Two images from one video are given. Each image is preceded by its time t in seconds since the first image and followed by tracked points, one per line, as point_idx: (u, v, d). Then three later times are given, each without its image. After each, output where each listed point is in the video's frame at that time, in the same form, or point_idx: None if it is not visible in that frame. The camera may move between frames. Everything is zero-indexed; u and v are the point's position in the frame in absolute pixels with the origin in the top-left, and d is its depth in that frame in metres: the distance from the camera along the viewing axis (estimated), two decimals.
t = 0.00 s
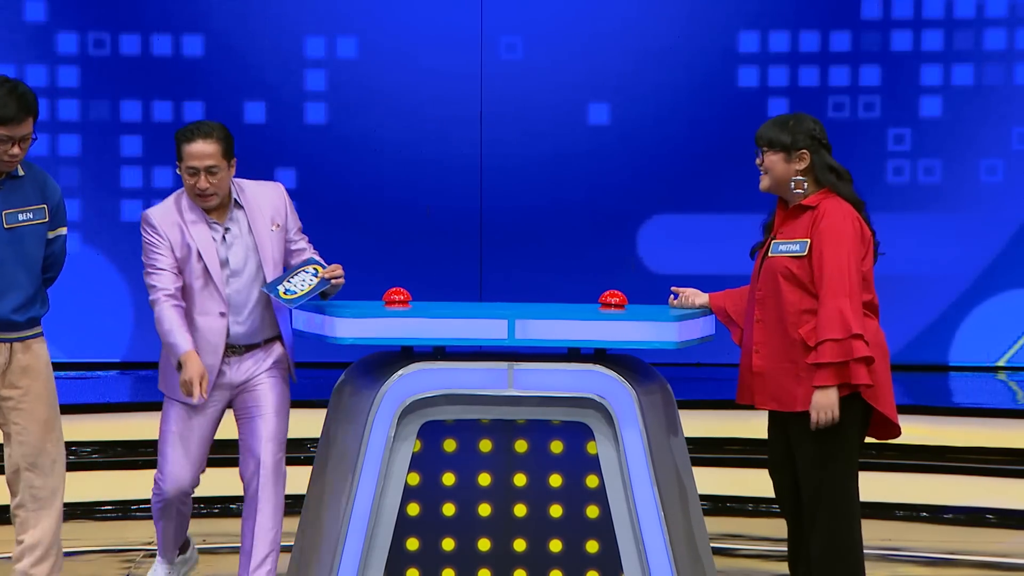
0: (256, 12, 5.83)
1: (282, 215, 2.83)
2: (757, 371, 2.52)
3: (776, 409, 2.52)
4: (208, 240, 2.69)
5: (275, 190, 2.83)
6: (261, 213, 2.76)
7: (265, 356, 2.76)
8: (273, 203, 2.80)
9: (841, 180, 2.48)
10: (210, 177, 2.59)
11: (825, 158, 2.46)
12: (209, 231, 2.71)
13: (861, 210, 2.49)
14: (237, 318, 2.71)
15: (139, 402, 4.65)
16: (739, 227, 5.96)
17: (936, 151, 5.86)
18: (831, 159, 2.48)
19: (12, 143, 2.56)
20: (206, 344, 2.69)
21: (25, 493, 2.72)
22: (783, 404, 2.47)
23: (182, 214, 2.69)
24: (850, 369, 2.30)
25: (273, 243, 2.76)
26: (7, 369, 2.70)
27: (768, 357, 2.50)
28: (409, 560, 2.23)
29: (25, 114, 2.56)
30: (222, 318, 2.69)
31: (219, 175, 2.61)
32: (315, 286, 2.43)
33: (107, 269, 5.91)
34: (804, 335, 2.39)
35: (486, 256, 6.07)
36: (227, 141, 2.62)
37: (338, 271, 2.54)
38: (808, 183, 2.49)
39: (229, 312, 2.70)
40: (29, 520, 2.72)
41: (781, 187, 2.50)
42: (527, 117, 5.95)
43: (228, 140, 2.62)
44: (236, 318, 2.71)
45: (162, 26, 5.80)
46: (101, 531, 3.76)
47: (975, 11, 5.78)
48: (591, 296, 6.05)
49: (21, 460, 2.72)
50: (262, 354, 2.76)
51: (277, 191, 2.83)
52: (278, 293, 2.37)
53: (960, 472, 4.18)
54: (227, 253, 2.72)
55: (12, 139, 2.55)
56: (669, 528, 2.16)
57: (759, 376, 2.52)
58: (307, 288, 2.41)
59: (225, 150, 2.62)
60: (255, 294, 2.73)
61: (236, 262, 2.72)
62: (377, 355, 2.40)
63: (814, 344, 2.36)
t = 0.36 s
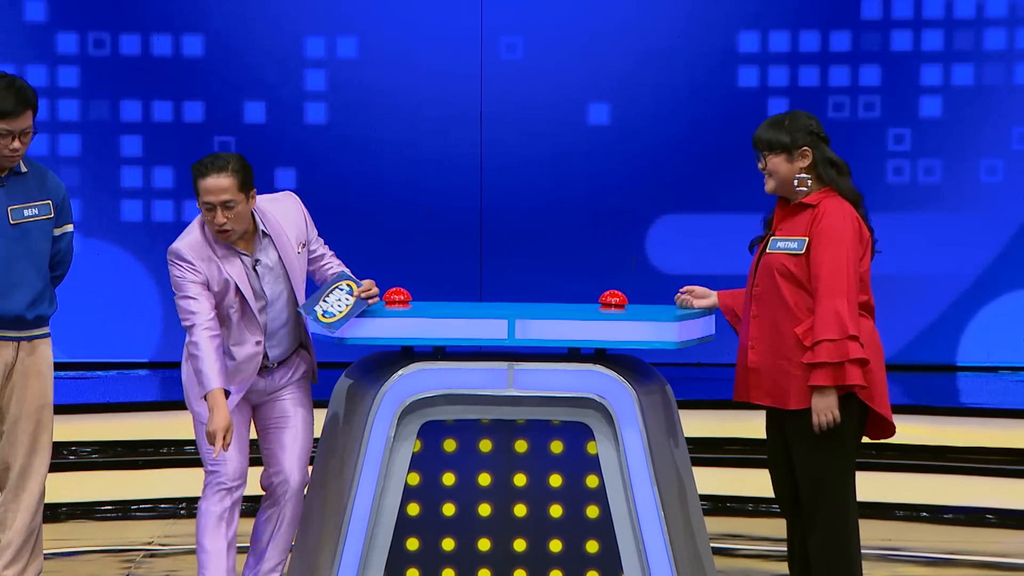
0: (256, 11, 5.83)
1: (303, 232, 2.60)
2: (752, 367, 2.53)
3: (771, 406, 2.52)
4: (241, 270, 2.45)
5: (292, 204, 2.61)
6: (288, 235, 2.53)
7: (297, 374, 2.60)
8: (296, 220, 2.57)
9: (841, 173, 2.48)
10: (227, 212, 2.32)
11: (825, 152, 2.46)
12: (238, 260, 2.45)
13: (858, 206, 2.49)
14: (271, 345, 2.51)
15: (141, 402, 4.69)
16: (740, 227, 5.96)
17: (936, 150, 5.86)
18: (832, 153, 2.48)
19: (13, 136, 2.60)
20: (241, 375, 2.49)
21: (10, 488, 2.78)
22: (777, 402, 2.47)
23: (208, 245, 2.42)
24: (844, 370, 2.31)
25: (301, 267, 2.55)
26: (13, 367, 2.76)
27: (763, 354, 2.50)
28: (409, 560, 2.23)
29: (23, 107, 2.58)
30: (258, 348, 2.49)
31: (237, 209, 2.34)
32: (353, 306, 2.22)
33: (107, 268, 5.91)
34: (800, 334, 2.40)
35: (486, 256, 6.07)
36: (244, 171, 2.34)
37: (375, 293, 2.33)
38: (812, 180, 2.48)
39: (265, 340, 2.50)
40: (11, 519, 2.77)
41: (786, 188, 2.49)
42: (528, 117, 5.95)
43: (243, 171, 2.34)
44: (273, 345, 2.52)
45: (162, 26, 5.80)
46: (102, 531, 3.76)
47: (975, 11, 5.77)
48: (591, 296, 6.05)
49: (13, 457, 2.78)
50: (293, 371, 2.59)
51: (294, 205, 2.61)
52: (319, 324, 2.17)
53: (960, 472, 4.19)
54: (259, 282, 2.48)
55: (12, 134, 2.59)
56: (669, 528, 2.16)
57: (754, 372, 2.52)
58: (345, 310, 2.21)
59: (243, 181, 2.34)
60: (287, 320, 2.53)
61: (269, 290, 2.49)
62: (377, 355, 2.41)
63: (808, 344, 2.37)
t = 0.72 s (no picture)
0: (256, 12, 5.83)
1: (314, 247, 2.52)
2: (755, 368, 2.53)
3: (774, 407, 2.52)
4: (258, 297, 2.36)
5: (302, 221, 2.54)
6: (303, 253, 2.44)
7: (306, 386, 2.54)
8: (307, 238, 2.50)
9: (835, 168, 2.48)
10: (239, 245, 2.20)
11: (818, 151, 2.45)
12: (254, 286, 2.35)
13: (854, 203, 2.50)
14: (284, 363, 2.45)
15: (143, 402, 4.69)
16: (740, 227, 5.96)
17: (936, 150, 5.86)
18: (822, 151, 2.48)
19: (24, 129, 2.56)
20: (251, 394, 2.44)
21: (15, 488, 2.74)
22: (779, 402, 2.48)
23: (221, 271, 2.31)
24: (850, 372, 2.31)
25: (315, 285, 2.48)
26: (19, 367, 2.73)
27: (766, 354, 2.51)
28: (409, 560, 2.24)
29: (33, 99, 2.55)
30: (272, 370, 2.43)
31: (250, 240, 2.22)
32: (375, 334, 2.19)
33: (107, 269, 5.92)
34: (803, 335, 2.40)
35: (486, 256, 6.07)
36: (255, 201, 2.23)
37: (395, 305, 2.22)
38: (811, 182, 2.47)
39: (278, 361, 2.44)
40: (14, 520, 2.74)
41: (791, 198, 2.46)
42: (527, 117, 5.95)
43: (255, 201, 2.22)
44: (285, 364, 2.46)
45: (162, 26, 5.80)
46: (102, 531, 3.77)
47: (975, 11, 5.77)
48: (591, 296, 6.06)
49: (18, 456, 2.74)
50: (305, 383, 2.54)
51: (304, 223, 2.53)
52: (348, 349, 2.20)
53: (960, 472, 4.19)
54: (274, 303, 2.40)
55: (23, 125, 2.55)
56: (669, 528, 2.16)
57: (757, 373, 2.53)
58: (372, 335, 2.18)
59: (255, 211, 2.22)
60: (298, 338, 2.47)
61: (284, 311, 2.41)
62: (377, 356, 2.40)
63: (813, 344, 2.37)
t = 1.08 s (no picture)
0: (256, 12, 5.83)
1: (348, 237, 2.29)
2: (763, 370, 2.51)
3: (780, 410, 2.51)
4: (272, 273, 2.16)
5: (338, 210, 2.31)
6: (329, 237, 2.23)
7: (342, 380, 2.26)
8: (340, 224, 2.28)
9: (839, 173, 2.50)
10: (260, 212, 2.08)
11: (823, 154, 2.47)
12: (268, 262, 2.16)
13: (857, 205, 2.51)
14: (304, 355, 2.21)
15: (141, 402, 4.71)
16: (740, 227, 5.96)
17: (936, 151, 5.86)
18: (828, 154, 2.50)
19: (32, 128, 2.57)
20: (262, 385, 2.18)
21: (17, 489, 2.74)
22: (784, 404, 2.47)
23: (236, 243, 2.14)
24: (879, 370, 2.34)
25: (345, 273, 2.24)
26: (23, 368, 2.73)
27: (773, 357, 2.49)
28: (408, 561, 2.31)
29: (40, 98, 2.56)
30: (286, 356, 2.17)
31: (272, 208, 2.10)
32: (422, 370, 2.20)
33: (107, 269, 5.92)
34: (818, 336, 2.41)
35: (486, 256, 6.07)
36: (283, 169, 2.11)
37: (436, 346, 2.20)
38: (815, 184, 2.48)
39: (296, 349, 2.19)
40: (15, 520, 2.73)
41: (793, 198, 2.48)
42: (527, 117, 5.96)
43: (282, 168, 2.11)
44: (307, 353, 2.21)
45: (162, 26, 5.80)
46: (103, 531, 3.78)
47: (975, 11, 5.77)
48: (590, 296, 6.06)
49: (20, 457, 2.74)
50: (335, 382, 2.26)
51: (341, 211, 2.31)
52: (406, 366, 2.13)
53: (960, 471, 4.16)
54: (292, 284, 2.18)
55: (31, 124, 2.56)
56: (669, 528, 2.21)
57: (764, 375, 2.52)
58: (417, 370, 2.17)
59: (280, 178, 2.10)
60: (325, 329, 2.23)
61: (303, 294, 2.19)
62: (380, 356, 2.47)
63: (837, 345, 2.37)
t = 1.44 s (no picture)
0: (256, 12, 5.84)
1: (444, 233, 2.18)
2: (762, 369, 2.51)
3: (777, 406, 2.51)
4: (345, 245, 2.19)
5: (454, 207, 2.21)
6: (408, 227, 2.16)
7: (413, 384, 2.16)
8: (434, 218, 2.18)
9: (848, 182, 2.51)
10: (329, 174, 2.14)
11: (835, 158, 2.49)
12: (350, 234, 2.20)
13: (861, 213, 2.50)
14: (371, 340, 2.18)
15: (140, 401, 4.71)
16: (740, 227, 5.96)
17: (936, 151, 5.86)
18: (839, 160, 2.51)
19: (43, 123, 2.59)
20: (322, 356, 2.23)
21: (22, 488, 2.74)
22: (783, 402, 2.47)
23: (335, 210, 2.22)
24: (876, 369, 2.34)
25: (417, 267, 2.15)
26: (32, 368, 2.72)
27: (772, 354, 2.49)
28: (409, 560, 2.46)
29: (50, 94, 2.60)
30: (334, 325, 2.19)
31: (340, 175, 2.13)
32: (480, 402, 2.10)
33: (106, 268, 5.92)
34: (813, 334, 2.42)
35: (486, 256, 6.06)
36: (362, 142, 2.13)
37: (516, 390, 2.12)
38: (816, 183, 2.50)
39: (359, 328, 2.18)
40: (18, 520, 2.74)
41: (791, 187, 2.49)
42: (527, 118, 5.96)
43: (361, 140, 2.13)
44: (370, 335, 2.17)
45: (162, 26, 5.80)
46: (103, 531, 3.77)
47: (975, 11, 5.77)
48: (590, 296, 6.06)
49: (26, 458, 2.74)
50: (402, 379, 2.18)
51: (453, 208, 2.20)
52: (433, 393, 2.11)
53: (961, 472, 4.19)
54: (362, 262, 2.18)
55: (42, 119, 2.58)
56: (669, 527, 2.24)
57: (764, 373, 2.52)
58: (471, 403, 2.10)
59: (356, 148, 2.13)
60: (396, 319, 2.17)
61: (371, 276, 2.16)
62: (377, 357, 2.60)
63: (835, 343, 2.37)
